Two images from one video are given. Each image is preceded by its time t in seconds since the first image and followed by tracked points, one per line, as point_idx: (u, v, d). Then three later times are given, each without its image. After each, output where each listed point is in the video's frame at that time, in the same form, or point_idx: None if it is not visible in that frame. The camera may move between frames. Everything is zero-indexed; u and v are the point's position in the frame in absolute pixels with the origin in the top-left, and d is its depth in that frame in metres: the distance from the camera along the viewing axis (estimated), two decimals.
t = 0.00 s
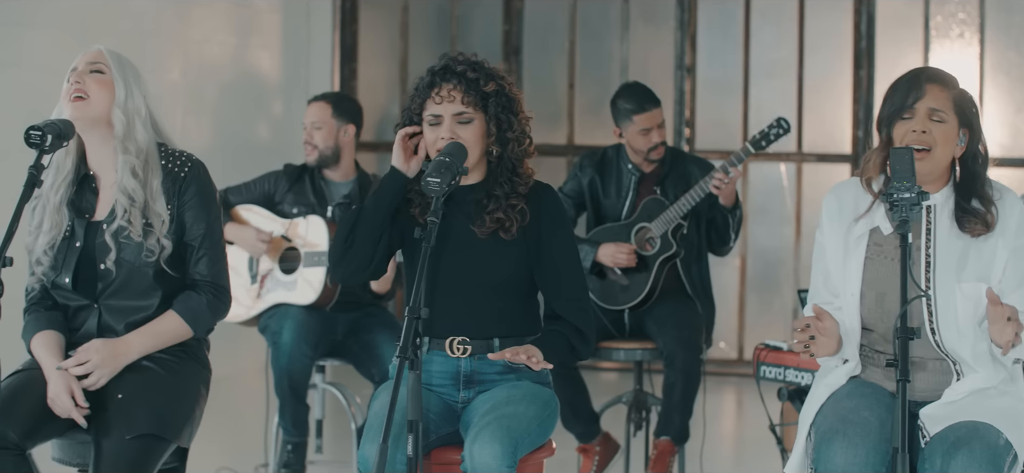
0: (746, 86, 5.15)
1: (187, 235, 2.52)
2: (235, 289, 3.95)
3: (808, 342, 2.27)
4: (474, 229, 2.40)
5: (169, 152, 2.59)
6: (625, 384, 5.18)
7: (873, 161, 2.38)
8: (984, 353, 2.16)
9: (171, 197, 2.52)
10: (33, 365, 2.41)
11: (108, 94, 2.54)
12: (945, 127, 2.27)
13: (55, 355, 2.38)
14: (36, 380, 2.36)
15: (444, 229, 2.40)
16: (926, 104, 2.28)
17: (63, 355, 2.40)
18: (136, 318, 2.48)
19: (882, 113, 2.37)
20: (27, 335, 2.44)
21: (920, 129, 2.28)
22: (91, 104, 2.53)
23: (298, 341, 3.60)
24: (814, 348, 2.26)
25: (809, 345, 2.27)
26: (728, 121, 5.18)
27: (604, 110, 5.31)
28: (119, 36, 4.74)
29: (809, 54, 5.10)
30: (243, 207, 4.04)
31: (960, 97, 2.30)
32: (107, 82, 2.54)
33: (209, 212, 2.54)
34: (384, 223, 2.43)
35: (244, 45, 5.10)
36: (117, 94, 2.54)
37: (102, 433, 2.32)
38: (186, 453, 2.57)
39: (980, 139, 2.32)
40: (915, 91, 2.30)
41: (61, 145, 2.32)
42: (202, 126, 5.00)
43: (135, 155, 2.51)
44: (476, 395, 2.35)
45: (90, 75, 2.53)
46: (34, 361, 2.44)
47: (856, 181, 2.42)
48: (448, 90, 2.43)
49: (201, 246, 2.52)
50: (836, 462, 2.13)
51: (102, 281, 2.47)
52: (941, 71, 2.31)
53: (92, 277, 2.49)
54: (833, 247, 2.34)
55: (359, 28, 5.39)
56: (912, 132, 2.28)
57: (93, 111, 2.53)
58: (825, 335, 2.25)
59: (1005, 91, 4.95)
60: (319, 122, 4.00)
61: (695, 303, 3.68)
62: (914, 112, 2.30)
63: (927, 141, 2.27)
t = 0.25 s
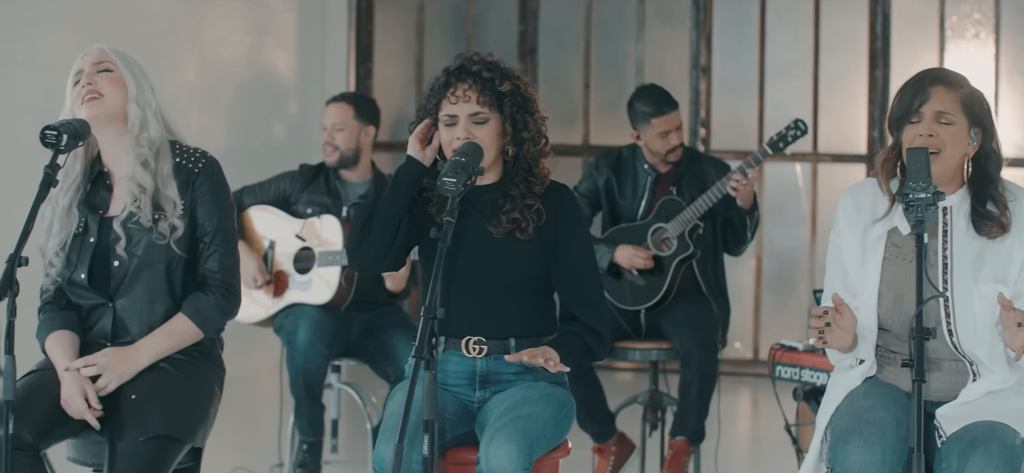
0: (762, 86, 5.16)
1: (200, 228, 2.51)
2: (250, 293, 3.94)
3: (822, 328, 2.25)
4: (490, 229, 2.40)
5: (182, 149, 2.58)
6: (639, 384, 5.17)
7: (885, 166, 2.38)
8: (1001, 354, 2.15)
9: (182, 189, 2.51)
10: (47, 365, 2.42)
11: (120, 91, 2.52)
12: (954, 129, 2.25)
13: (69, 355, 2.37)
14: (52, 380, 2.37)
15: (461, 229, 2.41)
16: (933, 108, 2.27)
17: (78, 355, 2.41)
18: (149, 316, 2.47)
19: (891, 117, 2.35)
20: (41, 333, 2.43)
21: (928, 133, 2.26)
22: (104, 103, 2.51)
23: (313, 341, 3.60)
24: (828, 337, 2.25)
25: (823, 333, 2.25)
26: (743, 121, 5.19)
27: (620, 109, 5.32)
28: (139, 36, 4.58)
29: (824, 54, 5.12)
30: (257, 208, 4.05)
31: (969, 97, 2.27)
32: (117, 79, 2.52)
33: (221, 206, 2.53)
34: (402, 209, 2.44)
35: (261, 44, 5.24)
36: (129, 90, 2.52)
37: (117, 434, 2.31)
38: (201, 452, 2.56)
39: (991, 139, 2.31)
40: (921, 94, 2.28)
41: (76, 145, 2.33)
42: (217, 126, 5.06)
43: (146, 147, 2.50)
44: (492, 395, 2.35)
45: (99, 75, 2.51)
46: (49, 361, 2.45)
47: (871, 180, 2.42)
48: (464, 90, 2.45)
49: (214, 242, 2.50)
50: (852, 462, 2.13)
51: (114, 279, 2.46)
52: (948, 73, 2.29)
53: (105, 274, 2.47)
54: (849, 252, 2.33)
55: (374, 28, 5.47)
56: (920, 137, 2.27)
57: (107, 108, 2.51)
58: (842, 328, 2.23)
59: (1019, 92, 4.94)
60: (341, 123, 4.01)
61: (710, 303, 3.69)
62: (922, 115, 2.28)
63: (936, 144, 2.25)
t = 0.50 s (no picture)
0: (779, 84, 5.29)
1: (214, 227, 2.49)
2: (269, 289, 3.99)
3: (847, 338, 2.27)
4: (508, 227, 2.41)
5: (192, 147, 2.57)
6: (656, 383, 5.17)
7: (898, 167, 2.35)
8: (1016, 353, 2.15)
9: (195, 190, 2.50)
10: (64, 364, 2.40)
11: (128, 89, 2.50)
12: (967, 130, 2.24)
13: (86, 353, 2.36)
14: (68, 378, 2.34)
15: (478, 227, 2.43)
16: (945, 111, 2.25)
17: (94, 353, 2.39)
18: (166, 317, 2.45)
19: (904, 121, 2.34)
20: (57, 333, 2.41)
21: (942, 137, 2.25)
22: (112, 102, 2.49)
23: (330, 339, 3.62)
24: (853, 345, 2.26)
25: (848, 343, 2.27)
26: (760, 120, 5.32)
27: (637, 108, 5.42)
28: (153, 33, 4.69)
29: (841, 54, 5.25)
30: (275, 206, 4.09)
31: (979, 96, 2.27)
32: (125, 78, 2.51)
33: (234, 206, 2.51)
34: (422, 205, 2.46)
35: (277, 43, 5.46)
36: (137, 89, 2.51)
37: (134, 432, 2.28)
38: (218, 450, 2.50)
39: (1004, 136, 2.30)
40: (933, 97, 2.27)
41: (94, 143, 2.31)
42: (234, 125, 5.23)
43: (155, 147, 2.49)
44: (509, 393, 2.37)
45: (108, 75, 2.50)
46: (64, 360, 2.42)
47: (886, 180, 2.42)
48: (481, 89, 2.45)
49: (229, 243, 2.49)
50: (869, 459, 2.12)
51: (131, 280, 2.46)
52: (958, 74, 2.28)
53: (121, 275, 2.48)
54: (866, 252, 2.33)
55: (391, 27, 5.60)
56: (935, 141, 2.25)
57: (114, 107, 2.49)
58: (863, 332, 2.25)
59: None
60: (371, 133, 3.96)
61: (727, 301, 3.69)
62: (935, 119, 2.27)
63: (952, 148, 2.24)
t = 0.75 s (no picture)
0: (799, 82, 5.51)
1: (234, 226, 2.48)
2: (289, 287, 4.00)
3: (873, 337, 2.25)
4: (528, 227, 2.42)
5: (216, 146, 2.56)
6: (676, 382, 5.18)
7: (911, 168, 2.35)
8: None
9: (217, 188, 2.48)
10: (83, 364, 2.38)
11: (155, 89, 2.49)
12: (979, 129, 2.23)
13: (105, 352, 2.34)
14: (87, 378, 2.32)
15: (498, 226, 2.44)
16: (956, 111, 2.24)
17: (113, 353, 2.37)
18: (185, 316, 2.44)
19: (914, 121, 2.33)
20: (78, 330, 2.40)
21: (955, 137, 2.24)
22: (138, 100, 2.48)
23: (350, 339, 3.64)
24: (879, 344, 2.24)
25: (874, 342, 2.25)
26: (779, 120, 5.54)
27: (656, 107, 5.66)
28: (176, 32, 4.73)
29: (860, 52, 5.46)
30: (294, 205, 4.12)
31: (987, 92, 2.26)
32: (152, 77, 2.49)
33: (256, 206, 2.49)
34: (442, 206, 2.48)
35: (296, 42, 5.53)
36: (164, 88, 2.49)
37: (152, 433, 2.24)
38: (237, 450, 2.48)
39: (1017, 130, 2.29)
40: (943, 98, 2.26)
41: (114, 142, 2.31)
42: (254, 123, 5.27)
43: (180, 146, 2.48)
44: (528, 392, 2.38)
45: (135, 72, 2.49)
46: (84, 358, 2.41)
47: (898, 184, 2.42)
48: (504, 88, 2.46)
49: (249, 243, 2.47)
50: (886, 459, 2.12)
51: (151, 277, 2.45)
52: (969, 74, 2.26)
53: (142, 273, 2.47)
54: (883, 252, 2.33)
55: (410, 25, 5.83)
56: (948, 142, 2.24)
57: (142, 105, 2.48)
58: (887, 330, 2.24)
59: None
60: (404, 131, 4.02)
61: (747, 300, 3.67)
62: (946, 120, 2.26)
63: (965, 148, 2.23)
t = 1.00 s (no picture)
0: (817, 82, 5.52)
1: (257, 229, 2.49)
2: (306, 287, 4.03)
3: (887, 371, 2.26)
4: (547, 226, 2.43)
5: (237, 148, 2.58)
6: (694, 383, 5.18)
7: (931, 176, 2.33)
8: None
9: (239, 192, 2.49)
10: (103, 361, 2.39)
11: (184, 90, 2.52)
12: (1001, 127, 2.23)
13: (125, 352, 2.35)
14: (106, 377, 2.33)
15: (518, 226, 2.45)
16: (978, 112, 2.24)
17: (132, 354, 2.38)
18: (207, 319, 2.45)
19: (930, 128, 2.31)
20: (97, 329, 2.42)
21: (982, 140, 2.23)
22: (166, 100, 2.50)
23: (368, 338, 3.65)
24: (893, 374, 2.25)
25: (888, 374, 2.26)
26: (797, 121, 5.55)
27: (675, 106, 5.67)
28: (193, 31, 4.82)
29: (879, 52, 5.46)
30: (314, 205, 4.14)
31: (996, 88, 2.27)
32: (182, 78, 2.52)
33: (278, 210, 2.50)
34: (462, 208, 2.49)
35: (315, 41, 5.59)
36: (193, 90, 2.53)
37: (173, 432, 2.25)
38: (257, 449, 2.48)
39: None
40: (965, 101, 2.25)
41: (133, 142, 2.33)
42: (272, 122, 5.34)
43: (203, 150, 2.49)
44: (548, 392, 2.39)
45: (165, 72, 2.51)
46: (104, 357, 2.42)
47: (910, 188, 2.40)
48: (524, 87, 2.48)
49: (271, 246, 2.48)
50: (906, 462, 2.12)
51: (173, 279, 2.46)
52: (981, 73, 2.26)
53: (163, 274, 2.47)
54: (896, 253, 2.33)
55: (429, 25, 5.86)
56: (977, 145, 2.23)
57: (169, 105, 2.50)
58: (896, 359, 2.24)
59: None
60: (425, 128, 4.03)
61: (767, 301, 3.66)
62: (970, 124, 2.25)
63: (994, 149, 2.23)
